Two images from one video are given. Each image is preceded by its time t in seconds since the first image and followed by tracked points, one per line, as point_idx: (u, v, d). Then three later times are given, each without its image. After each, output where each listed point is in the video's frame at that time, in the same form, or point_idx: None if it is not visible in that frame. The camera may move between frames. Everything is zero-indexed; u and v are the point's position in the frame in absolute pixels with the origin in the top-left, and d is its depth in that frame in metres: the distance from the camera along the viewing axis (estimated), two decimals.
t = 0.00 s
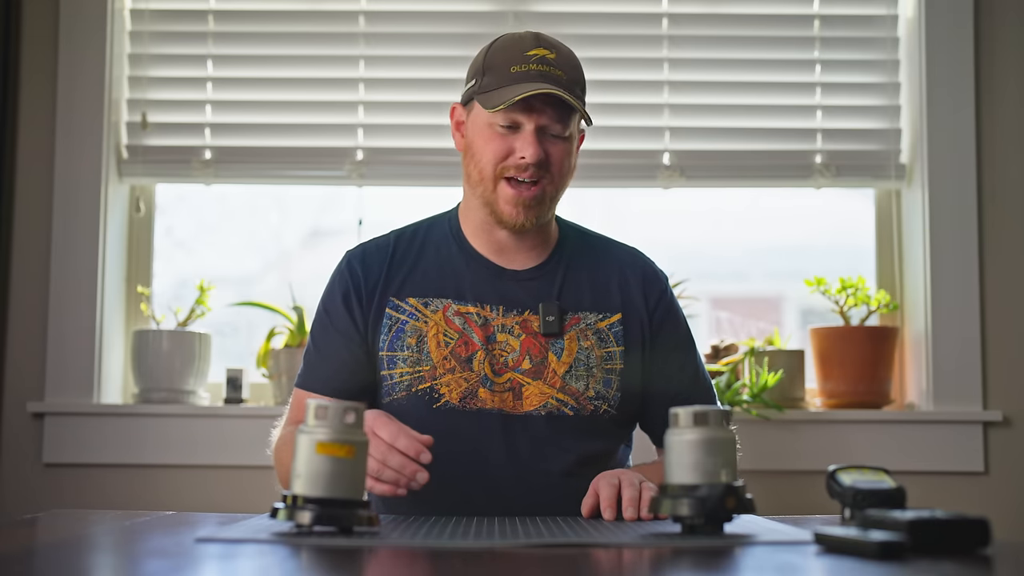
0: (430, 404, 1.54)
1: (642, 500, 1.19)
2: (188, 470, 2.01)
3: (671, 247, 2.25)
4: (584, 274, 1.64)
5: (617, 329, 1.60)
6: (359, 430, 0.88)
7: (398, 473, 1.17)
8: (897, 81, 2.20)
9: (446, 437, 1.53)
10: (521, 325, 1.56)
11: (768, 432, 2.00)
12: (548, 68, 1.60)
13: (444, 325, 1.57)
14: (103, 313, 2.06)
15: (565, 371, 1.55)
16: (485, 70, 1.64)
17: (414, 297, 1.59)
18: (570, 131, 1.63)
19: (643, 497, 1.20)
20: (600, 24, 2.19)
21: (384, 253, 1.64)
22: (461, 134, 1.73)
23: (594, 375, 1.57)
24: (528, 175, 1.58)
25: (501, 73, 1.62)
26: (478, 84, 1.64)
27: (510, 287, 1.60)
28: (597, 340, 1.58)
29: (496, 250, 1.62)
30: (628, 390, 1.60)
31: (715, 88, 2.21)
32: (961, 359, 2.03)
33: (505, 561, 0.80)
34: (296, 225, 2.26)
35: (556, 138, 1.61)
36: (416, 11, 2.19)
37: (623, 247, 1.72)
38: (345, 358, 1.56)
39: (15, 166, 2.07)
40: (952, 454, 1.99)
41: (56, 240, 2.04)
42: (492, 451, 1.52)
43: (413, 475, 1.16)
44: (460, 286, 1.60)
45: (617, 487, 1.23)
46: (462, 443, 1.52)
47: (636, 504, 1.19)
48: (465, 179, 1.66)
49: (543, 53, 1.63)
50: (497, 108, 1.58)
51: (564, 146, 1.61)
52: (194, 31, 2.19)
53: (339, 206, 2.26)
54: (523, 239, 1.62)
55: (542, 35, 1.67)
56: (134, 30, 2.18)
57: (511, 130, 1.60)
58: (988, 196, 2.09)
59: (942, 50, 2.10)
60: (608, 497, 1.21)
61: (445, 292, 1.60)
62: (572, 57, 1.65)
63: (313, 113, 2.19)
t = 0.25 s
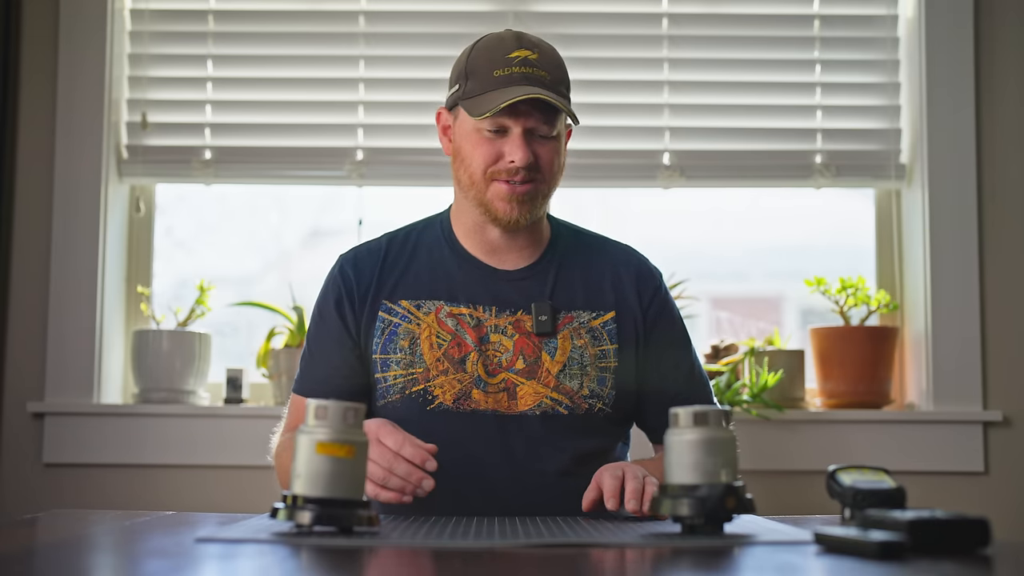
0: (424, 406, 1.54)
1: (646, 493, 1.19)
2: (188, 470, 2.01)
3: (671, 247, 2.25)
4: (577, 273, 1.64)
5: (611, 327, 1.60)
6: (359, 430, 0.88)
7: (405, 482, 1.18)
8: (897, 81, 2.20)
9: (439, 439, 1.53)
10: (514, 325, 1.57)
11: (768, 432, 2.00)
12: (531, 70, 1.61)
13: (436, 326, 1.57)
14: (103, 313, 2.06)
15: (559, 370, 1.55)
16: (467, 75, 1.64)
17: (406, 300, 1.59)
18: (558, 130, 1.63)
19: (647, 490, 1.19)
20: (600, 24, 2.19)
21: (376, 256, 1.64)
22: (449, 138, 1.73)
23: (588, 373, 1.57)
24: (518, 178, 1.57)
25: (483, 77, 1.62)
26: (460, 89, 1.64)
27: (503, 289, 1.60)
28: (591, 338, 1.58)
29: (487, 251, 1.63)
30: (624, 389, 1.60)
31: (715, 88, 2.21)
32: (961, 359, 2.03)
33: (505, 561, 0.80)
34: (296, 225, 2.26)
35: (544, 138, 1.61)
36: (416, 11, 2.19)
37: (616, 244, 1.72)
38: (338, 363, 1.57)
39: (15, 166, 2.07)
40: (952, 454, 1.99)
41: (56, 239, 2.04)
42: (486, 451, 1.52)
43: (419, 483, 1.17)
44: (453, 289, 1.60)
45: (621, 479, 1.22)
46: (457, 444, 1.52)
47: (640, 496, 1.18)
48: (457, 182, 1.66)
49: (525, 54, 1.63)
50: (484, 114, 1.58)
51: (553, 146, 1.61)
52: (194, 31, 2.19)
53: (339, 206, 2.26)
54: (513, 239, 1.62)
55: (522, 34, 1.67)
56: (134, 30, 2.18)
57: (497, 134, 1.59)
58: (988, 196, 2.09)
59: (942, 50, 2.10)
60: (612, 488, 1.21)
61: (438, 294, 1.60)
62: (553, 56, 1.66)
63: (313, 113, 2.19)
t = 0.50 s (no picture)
0: (418, 405, 1.54)
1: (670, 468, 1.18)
2: (188, 470, 2.01)
3: (672, 247, 2.25)
4: (569, 269, 1.64)
5: (605, 322, 1.60)
6: (359, 430, 0.88)
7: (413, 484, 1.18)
8: (897, 81, 2.20)
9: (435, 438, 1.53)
10: (507, 324, 1.56)
11: (767, 432, 2.00)
12: (505, 59, 1.61)
13: (431, 326, 1.57)
14: (103, 313, 2.06)
15: (553, 367, 1.55)
16: (443, 77, 1.65)
17: (400, 300, 1.60)
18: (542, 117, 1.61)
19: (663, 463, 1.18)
20: (600, 24, 2.19)
21: (370, 258, 1.64)
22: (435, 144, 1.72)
23: (582, 369, 1.57)
24: (511, 168, 1.56)
25: (459, 75, 1.62)
26: (439, 91, 1.65)
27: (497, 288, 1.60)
28: (584, 334, 1.58)
29: (485, 250, 1.63)
30: (618, 384, 1.60)
31: (715, 88, 2.21)
32: (961, 359, 2.03)
33: (505, 561, 0.80)
34: (296, 224, 2.26)
35: (529, 126, 1.59)
36: (416, 11, 2.19)
37: (608, 239, 1.72)
38: (333, 365, 1.57)
39: (15, 166, 2.07)
40: (952, 454, 1.99)
41: (56, 239, 2.04)
42: (482, 449, 1.51)
43: (426, 484, 1.18)
44: (447, 289, 1.60)
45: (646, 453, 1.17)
46: (452, 442, 1.52)
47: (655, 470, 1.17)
48: (449, 184, 1.64)
49: (497, 48, 1.64)
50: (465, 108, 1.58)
51: (539, 133, 1.60)
52: (194, 31, 2.19)
53: (339, 206, 2.26)
54: (510, 236, 1.62)
55: (493, 32, 1.68)
56: (134, 30, 2.18)
57: (483, 128, 1.59)
58: (988, 196, 2.09)
59: (942, 50, 2.10)
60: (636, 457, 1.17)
61: (432, 295, 1.60)
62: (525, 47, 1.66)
63: (313, 113, 2.19)
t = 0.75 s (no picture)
0: (412, 398, 1.54)
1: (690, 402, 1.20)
2: (188, 470, 2.01)
3: (672, 247, 2.25)
4: (564, 261, 1.65)
5: (599, 314, 1.60)
6: (359, 430, 0.88)
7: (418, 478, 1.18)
8: (897, 81, 2.20)
9: (430, 431, 1.53)
10: (502, 317, 1.57)
11: (767, 433, 2.00)
12: (486, 51, 1.62)
13: (424, 319, 1.57)
14: (103, 313, 2.06)
15: (547, 360, 1.55)
16: (429, 75, 1.67)
17: (395, 295, 1.59)
18: (528, 109, 1.63)
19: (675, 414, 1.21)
20: (599, 24, 2.19)
21: (365, 254, 1.64)
22: (427, 147, 1.74)
23: (577, 361, 1.56)
24: (501, 157, 1.58)
25: (443, 71, 1.64)
26: (426, 90, 1.67)
27: (491, 281, 1.60)
28: (579, 326, 1.58)
29: (483, 245, 1.63)
30: (614, 376, 1.59)
31: (715, 88, 2.21)
32: (961, 358, 2.03)
33: (505, 561, 0.80)
34: (296, 224, 2.26)
35: (516, 117, 1.61)
36: (415, 11, 2.19)
37: (604, 235, 1.72)
38: (328, 361, 1.58)
39: (15, 167, 2.07)
40: (952, 453, 1.99)
41: (56, 239, 2.04)
42: (477, 443, 1.51)
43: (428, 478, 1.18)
44: (442, 283, 1.61)
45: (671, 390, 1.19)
46: (446, 435, 1.52)
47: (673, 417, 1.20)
48: (442, 185, 1.66)
49: (477, 43, 1.66)
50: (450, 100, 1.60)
51: (527, 123, 1.61)
52: (194, 31, 2.19)
53: (339, 206, 2.26)
54: (508, 230, 1.62)
55: (474, 30, 1.70)
56: (134, 30, 2.18)
57: (472, 122, 1.61)
58: (988, 196, 2.09)
59: (942, 51, 2.10)
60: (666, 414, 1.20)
61: (426, 288, 1.60)
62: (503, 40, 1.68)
63: (313, 113, 2.19)
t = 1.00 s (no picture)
0: (412, 400, 1.54)
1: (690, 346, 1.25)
2: (188, 470, 2.01)
3: (672, 247, 2.25)
4: (563, 262, 1.65)
5: (599, 315, 1.60)
6: (359, 430, 0.88)
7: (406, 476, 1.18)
8: (897, 81, 2.20)
9: (430, 432, 1.53)
10: (501, 318, 1.57)
11: (767, 432, 2.00)
12: (492, 54, 1.62)
13: (424, 320, 1.57)
14: (103, 313, 2.06)
15: (546, 361, 1.55)
16: (436, 72, 1.66)
17: (394, 296, 1.60)
18: (528, 115, 1.61)
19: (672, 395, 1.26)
20: (599, 24, 2.19)
21: (365, 254, 1.64)
22: (426, 140, 1.73)
23: (577, 362, 1.56)
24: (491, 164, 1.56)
25: (448, 69, 1.63)
26: (430, 86, 1.66)
27: (491, 282, 1.60)
28: (578, 327, 1.58)
29: (474, 245, 1.64)
30: (615, 376, 1.59)
31: (715, 89, 2.21)
32: (961, 358, 2.03)
33: (505, 561, 0.80)
34: (296, 225, 2.26)
35: (514, 123, 1.59)
36: (415, 11, 2.19)
37: (602, 234, 1.73)
38: (327, 362, 1.58)
39: (15, 166, 2.07)
40: (952, 453, 1.99)
41: (56, 239, 2.04)
42: (478, 444, 1.52)
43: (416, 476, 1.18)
44: (442, 284, 1.61)
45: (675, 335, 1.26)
46: (447, 436, 1.52)
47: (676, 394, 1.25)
48: (438, 181, 1.65)
49: (488, 44, 1.65)
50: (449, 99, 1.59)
51: (524, 130, 1.59)
52: (194, 31, 2.19)
53: (339, 206, 2.26)
54: (500, 232, 1.63)
55: (487, 31, 1.70)
56: (134, 30, 2.18)
57: (468, 123, 1.59)
58: (988, 196, 2.09)
59: (942, 51, 2.10)
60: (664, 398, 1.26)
61: (426, 289, 1.60)
62: (517, 45, 1.68)
63: (313, 113, 2.19)
